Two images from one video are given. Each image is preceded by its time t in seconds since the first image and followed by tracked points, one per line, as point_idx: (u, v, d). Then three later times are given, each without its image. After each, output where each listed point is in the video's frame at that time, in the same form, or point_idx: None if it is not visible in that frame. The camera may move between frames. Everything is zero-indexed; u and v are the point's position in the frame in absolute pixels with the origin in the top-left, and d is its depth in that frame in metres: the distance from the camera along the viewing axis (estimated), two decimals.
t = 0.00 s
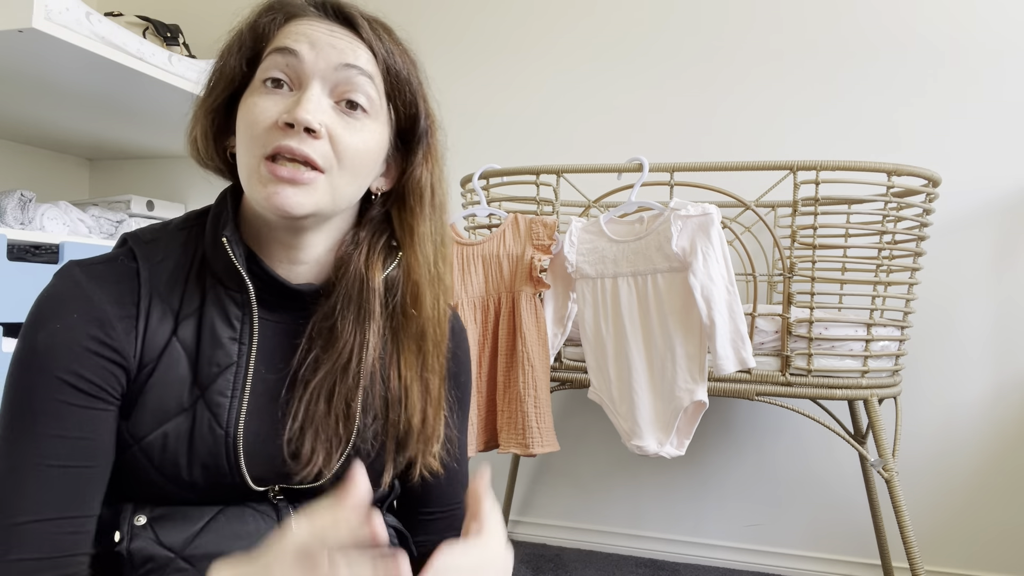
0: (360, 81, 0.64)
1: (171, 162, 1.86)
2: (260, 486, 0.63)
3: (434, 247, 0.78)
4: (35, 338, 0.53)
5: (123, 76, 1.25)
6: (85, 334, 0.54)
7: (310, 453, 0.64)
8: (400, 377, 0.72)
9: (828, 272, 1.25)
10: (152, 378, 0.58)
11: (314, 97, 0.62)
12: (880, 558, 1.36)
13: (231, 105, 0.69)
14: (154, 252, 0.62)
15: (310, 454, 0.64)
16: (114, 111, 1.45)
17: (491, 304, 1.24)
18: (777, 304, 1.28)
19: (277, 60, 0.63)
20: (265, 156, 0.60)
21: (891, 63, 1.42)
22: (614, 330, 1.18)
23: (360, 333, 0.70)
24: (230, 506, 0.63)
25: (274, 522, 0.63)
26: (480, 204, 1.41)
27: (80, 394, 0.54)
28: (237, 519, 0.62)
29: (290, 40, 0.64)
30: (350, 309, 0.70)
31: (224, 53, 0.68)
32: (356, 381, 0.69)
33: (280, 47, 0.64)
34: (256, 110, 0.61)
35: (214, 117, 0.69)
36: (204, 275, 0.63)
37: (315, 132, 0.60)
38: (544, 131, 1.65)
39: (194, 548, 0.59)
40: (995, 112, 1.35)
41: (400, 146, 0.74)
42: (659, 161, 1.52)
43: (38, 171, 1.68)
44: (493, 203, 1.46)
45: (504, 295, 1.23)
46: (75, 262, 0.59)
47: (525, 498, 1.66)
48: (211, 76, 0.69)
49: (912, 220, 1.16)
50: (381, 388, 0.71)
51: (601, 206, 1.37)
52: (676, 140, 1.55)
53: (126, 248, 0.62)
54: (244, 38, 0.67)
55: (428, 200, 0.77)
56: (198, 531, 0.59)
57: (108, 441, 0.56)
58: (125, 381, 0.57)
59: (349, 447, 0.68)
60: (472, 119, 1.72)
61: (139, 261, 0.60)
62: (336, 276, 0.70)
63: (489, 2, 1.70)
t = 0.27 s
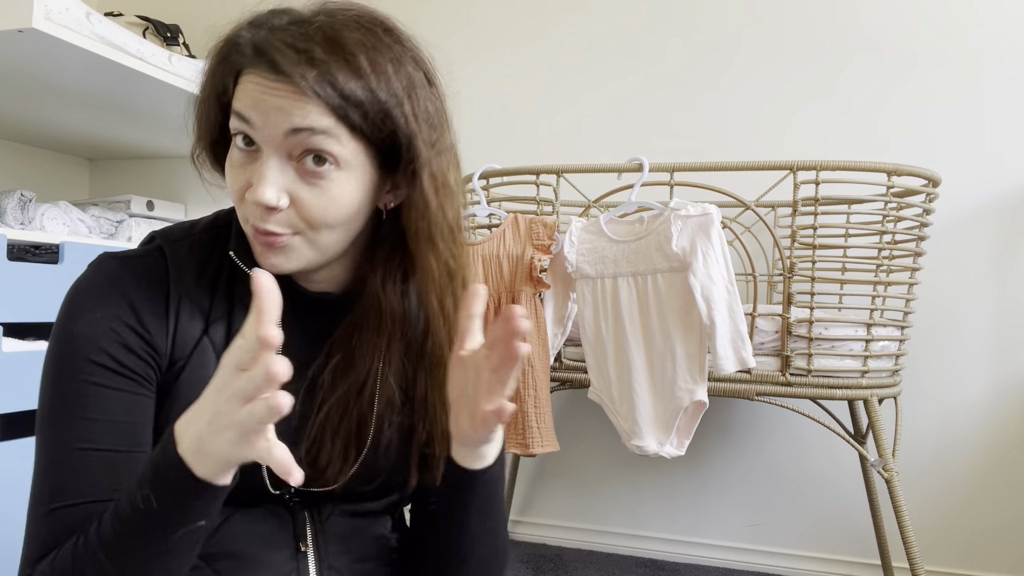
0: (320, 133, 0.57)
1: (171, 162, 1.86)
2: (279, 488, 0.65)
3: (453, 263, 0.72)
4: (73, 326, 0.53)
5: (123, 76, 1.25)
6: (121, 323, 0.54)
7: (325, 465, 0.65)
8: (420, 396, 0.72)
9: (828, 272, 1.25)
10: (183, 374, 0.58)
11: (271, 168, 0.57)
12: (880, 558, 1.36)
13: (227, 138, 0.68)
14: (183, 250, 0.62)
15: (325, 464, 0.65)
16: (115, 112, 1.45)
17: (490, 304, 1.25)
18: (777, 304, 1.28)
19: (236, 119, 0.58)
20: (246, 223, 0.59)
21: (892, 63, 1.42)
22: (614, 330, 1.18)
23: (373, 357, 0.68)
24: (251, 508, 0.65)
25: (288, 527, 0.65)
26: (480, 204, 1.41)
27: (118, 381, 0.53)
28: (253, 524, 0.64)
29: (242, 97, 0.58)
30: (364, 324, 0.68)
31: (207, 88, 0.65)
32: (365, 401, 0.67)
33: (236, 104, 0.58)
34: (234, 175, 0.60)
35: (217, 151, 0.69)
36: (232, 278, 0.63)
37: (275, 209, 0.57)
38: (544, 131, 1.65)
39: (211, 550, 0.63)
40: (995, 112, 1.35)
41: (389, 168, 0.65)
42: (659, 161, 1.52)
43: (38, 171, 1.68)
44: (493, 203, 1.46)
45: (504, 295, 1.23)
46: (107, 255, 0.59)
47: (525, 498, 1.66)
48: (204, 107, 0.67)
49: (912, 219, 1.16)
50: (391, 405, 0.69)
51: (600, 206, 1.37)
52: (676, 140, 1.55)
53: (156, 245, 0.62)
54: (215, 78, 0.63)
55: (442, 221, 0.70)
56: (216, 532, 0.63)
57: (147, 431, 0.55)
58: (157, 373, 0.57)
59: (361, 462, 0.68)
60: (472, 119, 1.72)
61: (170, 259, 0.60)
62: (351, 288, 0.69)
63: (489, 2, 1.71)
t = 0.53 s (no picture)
0: (334, 122, 0.58)
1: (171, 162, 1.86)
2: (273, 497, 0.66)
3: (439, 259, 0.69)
4: (67, 338, 0.54)
5: (124, 76, 1.25)
6: (113, 335, 0.55)
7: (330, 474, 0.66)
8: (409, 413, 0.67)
9: (828, 272, 1.25)
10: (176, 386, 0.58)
11: (286, 161, 0.57)
12: (880, 558, 1.36)
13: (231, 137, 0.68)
14: (179, 255, 0.62)
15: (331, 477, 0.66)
16: (115, 112, 1.45)
17: (491, 304, 1.24)
18: (777, 304, 1.28)
19: (247, 113, 0.59)
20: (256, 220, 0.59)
21: (892, 63, 1.42)
22: (614, 330, 1.18)
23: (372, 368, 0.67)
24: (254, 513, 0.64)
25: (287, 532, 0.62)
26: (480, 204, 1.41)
27: (109, 394, 0.54)
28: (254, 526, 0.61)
29: (255, 89, 0.59)
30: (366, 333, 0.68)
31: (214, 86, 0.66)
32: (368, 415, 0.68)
33: (248, 97, 0.59)
34: (242, 172, 0.60)
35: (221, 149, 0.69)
36: (229, 286, 0.62)
37: (291, 201, 0.57)
38: (544, 131, 1.66)
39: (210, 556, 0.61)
40: (995, 113, 1.35)
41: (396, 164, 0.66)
42: (658, 161, 1.53)
43: (37, 171, 1.68)
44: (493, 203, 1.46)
45: (504, 295, 1.23)
46: (104, 258, 0.60)
47: (525, 498, 1.66)
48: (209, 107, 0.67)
49: (912, 220, 1.16)
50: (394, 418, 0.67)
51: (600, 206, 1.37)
52: (676, 140, 1.55)
53: (152, 249, 0.62)
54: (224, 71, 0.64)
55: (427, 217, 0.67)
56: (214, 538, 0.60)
57: (136, 444, 0.56)
58: (150, 383, 0.57)
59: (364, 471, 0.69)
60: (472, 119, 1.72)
61: (164, 265, 0.60)
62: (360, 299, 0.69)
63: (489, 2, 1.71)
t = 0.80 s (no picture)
0: (330, 119, 0.58)
1: (171, 162, 1.86)
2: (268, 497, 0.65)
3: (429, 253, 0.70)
4: (61, 337, 0.53)
5: (124, 75, 1.25)
6: (108, 335, 0.54)
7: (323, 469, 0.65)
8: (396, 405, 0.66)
9: (828, 272, 1.25)
10: (172, 385, 0.58)
11: (282, 157, 0.57)
12: (880, 558, 1.36)
13: (223, 132, 0.67)
14: (172, 256, 0.62)
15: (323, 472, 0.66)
16: (115, 112, 1.45)
17: (490, 304, 1.24)
18: (777, 304, 1.28)
19: (242, 109, 0.58)
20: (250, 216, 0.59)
21: (892, 63, 1.42)
22: (614, 330, 1.18)
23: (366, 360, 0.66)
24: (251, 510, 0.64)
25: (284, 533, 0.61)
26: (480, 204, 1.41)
27: (105, 393, 0.54)
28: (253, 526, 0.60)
29: (248, 84, 0.58)
30: (358, 328, 0.68)
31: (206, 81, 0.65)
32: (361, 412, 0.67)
33: (242, 92, 0.58)
34: (235, 167, 0.60)
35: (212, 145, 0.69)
36: (222, 288, 0.63)
37: (286, 197, 0.57)
38: (544, 131, 1.66)
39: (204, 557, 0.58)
40: (995, 113, 1.35)
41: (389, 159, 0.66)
42: (658, 161, 1.53)
43: (38, 171, 1.68)
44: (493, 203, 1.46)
45: (504, 295, 1.23)
46: (96, 259, 0.59)
47: (525, 498, 1.66)
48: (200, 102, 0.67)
49: (912, 220, 1.16)
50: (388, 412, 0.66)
51: (601, 206, 1.37)
52: (676, 140, 1.55)
53: (144, 250, 0.62)
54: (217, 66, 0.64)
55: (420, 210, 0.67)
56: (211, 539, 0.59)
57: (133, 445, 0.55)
58: (145, 383, 0.57)
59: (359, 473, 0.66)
60: (472, 119, 1.72)
61: (158, 265, 0.60)
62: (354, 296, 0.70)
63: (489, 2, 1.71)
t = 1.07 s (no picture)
0: (324, 109, 0.58)
1: (171, 162, 1.86)
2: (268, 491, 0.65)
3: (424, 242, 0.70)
4: (58, 335, 0.53)
5: (124, 75, 1.25)
6: (104, 333, 0.54)
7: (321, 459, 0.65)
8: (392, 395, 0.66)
9: (828, 272, 1.25)
10: (168, 381, 0.58)
11: (277, 146, 0.58)
12: (880, 558, 1.36)
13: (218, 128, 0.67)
14: (167, 254, 0.62)
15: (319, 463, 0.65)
16: (115, 112, 1.45)
17: (490, 304, 1.24)
18: (777, 304, 1.28)
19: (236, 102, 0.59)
20: (245, 208, 0.59)
21: (892, 63, 1.41)
22: (614, 330, 1.18)
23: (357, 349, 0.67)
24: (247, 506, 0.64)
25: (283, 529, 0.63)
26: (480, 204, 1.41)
27: (103, 390, 0.53)
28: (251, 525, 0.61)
29: (243, 75, 0.59)
30: (353, 320, 0.68)
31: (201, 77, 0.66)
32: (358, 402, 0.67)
33: (237, 84, 0.58)
34: (231, 158, 0.60)
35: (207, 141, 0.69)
36: (217, 286, 0.63)
37: (280, 187, 0.57)
38: (544, 131, 1.65)
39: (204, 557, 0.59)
40: (995, 113, 1.35)
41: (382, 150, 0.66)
42: (659, 161, 1.52)
43: (38, 171, 1.68)
44: (493, 203, 1.46)
45: (504, 295, 1.23)
46: (91, 259, 0.59)
47: (525, 498, 1.66)
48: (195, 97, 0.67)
49: (912, 220, 1.16)
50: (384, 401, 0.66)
51: (601, 207, 1.37)
52: (676, 139, 1.55)
53: (139, 249, 0.62)
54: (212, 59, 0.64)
55: (415, 200, 0.68)
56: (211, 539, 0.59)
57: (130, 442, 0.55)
58: (141, 381, 0.57)
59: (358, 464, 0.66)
60: (472, 119, 1.72)
61: (153, 263, 0.60)
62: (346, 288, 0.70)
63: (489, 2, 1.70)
